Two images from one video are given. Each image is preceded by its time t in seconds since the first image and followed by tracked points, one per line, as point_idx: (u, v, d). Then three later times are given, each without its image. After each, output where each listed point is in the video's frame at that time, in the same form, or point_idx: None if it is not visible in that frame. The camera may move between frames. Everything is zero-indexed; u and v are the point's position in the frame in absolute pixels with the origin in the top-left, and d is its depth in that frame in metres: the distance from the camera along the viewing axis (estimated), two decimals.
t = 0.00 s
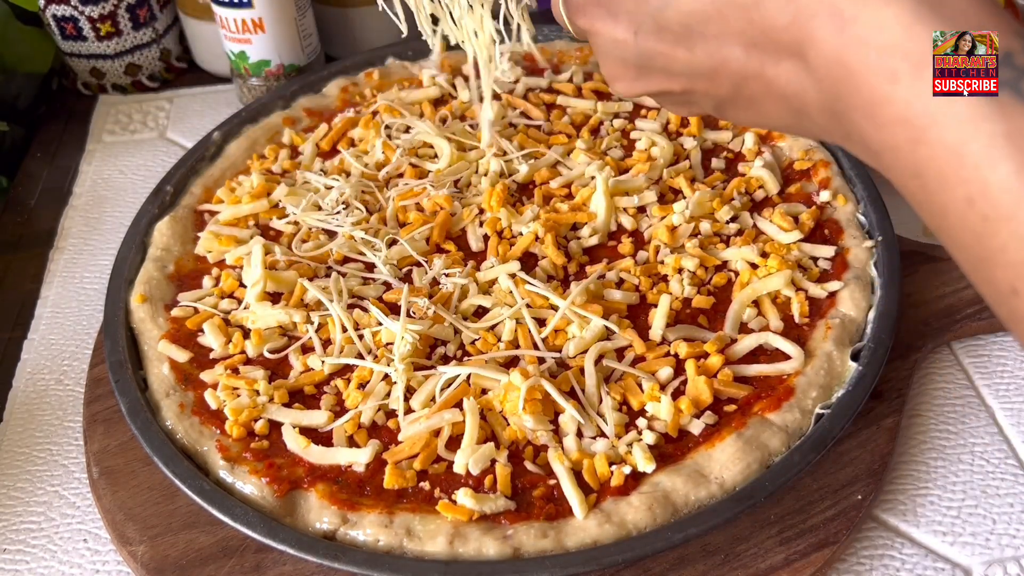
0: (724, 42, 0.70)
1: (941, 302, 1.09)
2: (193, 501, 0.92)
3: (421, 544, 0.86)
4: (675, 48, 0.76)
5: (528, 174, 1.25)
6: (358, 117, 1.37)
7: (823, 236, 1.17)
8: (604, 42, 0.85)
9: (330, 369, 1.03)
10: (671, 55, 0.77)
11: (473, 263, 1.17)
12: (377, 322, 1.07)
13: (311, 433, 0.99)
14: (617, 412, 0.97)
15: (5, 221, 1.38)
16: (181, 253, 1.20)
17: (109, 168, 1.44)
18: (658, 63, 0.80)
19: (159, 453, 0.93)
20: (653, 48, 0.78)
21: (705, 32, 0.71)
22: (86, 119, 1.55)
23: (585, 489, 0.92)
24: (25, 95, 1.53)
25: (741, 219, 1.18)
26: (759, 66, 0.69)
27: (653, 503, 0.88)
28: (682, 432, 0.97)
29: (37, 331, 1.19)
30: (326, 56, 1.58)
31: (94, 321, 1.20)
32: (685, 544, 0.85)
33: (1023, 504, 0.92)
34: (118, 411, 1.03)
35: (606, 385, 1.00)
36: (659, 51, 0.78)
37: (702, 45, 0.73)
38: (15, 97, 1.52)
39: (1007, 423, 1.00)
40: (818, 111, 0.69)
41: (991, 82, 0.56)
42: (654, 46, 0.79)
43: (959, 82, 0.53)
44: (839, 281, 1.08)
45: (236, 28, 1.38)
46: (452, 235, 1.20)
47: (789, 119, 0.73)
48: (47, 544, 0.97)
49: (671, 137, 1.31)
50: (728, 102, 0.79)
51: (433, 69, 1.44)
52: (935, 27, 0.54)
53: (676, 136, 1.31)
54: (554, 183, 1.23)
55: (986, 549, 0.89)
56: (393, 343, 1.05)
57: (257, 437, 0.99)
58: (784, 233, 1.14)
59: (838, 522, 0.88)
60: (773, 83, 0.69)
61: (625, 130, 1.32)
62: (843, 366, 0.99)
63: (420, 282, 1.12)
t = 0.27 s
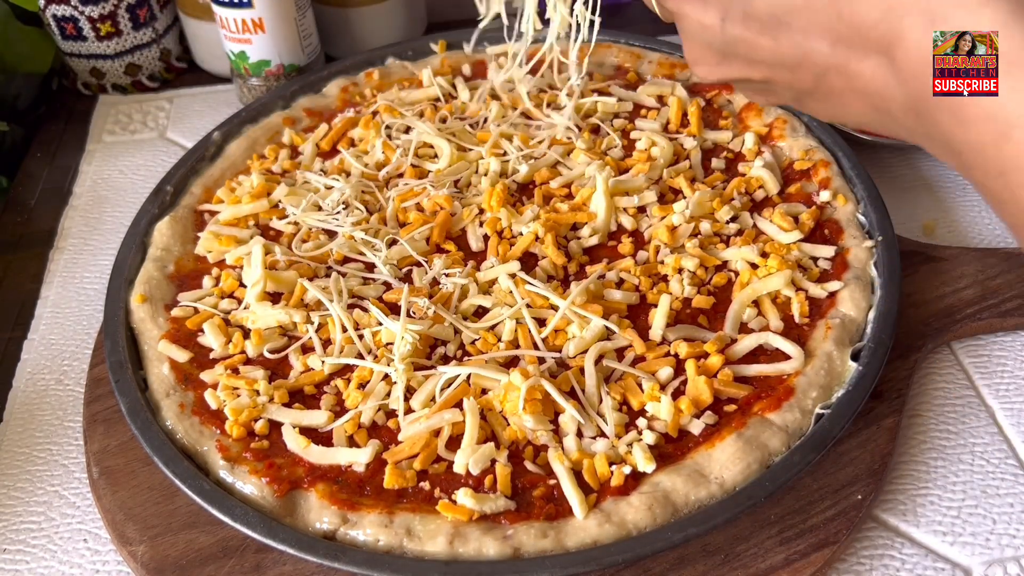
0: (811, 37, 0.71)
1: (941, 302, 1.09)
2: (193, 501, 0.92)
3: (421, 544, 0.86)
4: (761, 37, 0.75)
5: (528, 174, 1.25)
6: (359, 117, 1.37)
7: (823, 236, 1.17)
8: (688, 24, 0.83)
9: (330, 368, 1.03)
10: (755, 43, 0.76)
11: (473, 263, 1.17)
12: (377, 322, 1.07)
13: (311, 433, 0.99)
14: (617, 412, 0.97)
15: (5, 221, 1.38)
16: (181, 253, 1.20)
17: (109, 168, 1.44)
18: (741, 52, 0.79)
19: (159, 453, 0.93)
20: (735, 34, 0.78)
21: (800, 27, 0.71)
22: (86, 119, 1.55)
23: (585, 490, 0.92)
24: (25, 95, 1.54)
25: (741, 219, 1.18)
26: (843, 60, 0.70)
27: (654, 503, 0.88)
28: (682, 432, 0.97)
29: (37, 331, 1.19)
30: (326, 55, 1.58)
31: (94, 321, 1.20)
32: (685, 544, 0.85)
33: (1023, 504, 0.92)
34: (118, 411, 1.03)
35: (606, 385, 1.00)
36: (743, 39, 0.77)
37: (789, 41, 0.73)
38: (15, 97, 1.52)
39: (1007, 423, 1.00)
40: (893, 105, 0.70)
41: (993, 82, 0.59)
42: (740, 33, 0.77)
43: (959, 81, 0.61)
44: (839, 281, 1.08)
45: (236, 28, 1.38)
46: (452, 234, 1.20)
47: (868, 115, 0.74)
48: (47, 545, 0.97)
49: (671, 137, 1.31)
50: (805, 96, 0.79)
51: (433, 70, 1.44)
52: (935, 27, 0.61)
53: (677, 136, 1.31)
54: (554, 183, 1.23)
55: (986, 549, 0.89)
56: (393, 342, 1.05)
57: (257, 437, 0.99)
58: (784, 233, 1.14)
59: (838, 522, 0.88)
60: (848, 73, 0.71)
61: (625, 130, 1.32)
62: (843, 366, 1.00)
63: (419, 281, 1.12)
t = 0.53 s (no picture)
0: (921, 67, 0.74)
1: (941, 302, 1.09)
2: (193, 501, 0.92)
3: (421, 544, 0.86)
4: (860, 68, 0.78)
5: (528, 174, 1.25)
6: (359, 117, 1.37)
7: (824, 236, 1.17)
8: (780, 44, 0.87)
9: (330, 369, 1.03)
10: (855, 75, 0.79)
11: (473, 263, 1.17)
12: (377, 322, 1.07)
13: (311, 433, 0.99)
14: (617, 412, 0.97)
15: (5, 221, 1.38)
16: (181, 253, 1.20)
17: (109, 168, 1.44)
18: (836, 82, 0.83)
19: (159, 453, 0.93)
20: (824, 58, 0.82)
21: (905, 58, 0.74)
22: (86, 119, 1.55)
23: (585, 489, 0.92)
24: (25, 95, 1.54)
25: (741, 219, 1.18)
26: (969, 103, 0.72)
27: (654, 503, 0.88)
28: (682, 432, 0.97)
29: (37, 331, 1.19)
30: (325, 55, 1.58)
31: (94, 321, 1.20)
32: (686, 544, 0.85)
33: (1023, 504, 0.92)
34: (118, 411, 1.03)
35: (606, 385, 1.00)
36: (842, 69, 0.80)
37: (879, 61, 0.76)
38: (15, 97, 1.52)
39: (1007, 423, 1.00)
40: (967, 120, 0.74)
41: (993, 83, 0.69)
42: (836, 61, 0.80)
43: (959, 81, 0.70)
44: (839, 281, 1.08)
45: (236, 28, 1.38)
46: (452, 234, 1.20)
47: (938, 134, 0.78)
48: (46, 545, 0.97)
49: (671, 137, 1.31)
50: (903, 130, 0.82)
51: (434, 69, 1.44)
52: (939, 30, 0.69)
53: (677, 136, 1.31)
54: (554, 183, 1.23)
55: (986, 549, 0.89)
56: (393, 342, 1.05)
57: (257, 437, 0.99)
58: (784, 233, 1.14)
59: (838, 522, 0.88)
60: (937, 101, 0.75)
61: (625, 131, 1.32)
62: (843, 366, 1.00)
63: (420, 282, 1.12)
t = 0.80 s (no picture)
0: None
1: (941, 302, 1.09)
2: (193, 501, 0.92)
3: (421, 544, 0.86)
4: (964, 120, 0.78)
5: (528, 174, 1.25)
6: (359, 117, 1.37)
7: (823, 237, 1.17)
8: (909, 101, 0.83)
9: (330, 369, 1.03)
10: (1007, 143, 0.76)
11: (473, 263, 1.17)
12: (376, 322, 1.07)
13: (311, 433, 0.99)
14: (617, 412, 0.97)
15: (5, 221, 1.38)
16: (181, 253, 1.20)
17: (109, 168, 1.44)
18: (989, 149, 0.79)
19: (160, 453, 0.93)
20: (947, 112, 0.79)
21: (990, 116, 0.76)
22: (86, 119, 1.55)
23: (585, 490, 0.92)
24: (25, 95, 1.54)
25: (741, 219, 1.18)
26: None
27: (654, 503, 0.88)
28: (682, 432, 0.97)
29: (37, 331, 1.19)
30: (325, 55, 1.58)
31: (94, 321, 1.20)
32: (686, 544, 0.85)
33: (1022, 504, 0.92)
34: (118, 411, 1.03)
35: (606, 386, 1.00)
36: (994, 135, 0.77)
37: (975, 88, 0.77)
38: (15, 97, 1.52)
39: (1007, 423, 1.00)
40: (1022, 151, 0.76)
41: (994, 82, 0.73)
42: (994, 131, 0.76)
43: (960, 78, 0.77)
44: (839, 281, 1.08)
45: (236, 28, 1.38)
46: (452, 234, 1.20)
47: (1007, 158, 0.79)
48: (46, 545, 0.97)
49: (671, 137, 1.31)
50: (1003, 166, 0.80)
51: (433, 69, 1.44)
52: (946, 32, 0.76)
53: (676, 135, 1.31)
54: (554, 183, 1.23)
55: (986, 549, 0.89)
56: (393, 342, 1.05)
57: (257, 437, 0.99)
58: (784, 233, 1.14)
59: (838, 522, 0.88)
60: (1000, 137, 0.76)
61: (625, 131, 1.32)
62: (843, 366, 1.00)
63: (420, 282, 1.12)
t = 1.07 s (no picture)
0: None
1: (941, 302, 1.09)
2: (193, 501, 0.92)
3: (421, 544, 0.86)
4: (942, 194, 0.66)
5: (528, 175, 1.25)
6: (359, 117, 1.37)
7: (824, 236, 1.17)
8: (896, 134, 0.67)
9: (330, 369, 1.03)
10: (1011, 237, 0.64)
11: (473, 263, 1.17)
12: (377, 322, 1.07)
13: (311, 433, 0.99)
14: (617, 412, 0.97)
15: (5, 221, 1.38)
16: (181, 253, 1.20)
17: (109, 168, 1.44)
18: (981, 240, 0.67)
19: (160, 453, 0.93)
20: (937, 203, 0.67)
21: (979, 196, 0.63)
22: (86, 119, 1.55)
23: (585, 490, 0.92)
24: (25, 95, 1.54)
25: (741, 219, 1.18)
26: None
27: (654, 503, 0.88)
28: (682, 432, 0.97)
29: (37, 331, 1.19)
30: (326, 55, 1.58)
31: (94, 321, 1.20)
32: (685, 544, 0.85)
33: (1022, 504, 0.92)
34: (118, 411, 1.03)
35: (606, 385, 1.00)
36: (984, 227, 0.65)
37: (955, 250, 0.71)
38: (15, 97, 1.52)
39: (1007, 423, 1.00)
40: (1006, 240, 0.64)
41: (993, 81, 0.58)
42: (982, 217, 0.64)
43: (957, 82, 0.64)
44: (839, 281, 1.08)
45: (236, 28, 1.38)
46: (452, 235, 1.20)
47: (1003, 254, 0.67)
48: (47, 544, 0.97)
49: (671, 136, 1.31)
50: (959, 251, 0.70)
51: (433, 69, 1.44)
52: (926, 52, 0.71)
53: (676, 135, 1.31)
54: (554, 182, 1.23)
55: (986, 548, 0.89)
56: (393, 342, 1.05)
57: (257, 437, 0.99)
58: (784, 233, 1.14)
59: (838, 522, 0.88)
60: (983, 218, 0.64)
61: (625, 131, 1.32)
62: (843, 365, 1.00)
63: (420, 282, 1.12)
